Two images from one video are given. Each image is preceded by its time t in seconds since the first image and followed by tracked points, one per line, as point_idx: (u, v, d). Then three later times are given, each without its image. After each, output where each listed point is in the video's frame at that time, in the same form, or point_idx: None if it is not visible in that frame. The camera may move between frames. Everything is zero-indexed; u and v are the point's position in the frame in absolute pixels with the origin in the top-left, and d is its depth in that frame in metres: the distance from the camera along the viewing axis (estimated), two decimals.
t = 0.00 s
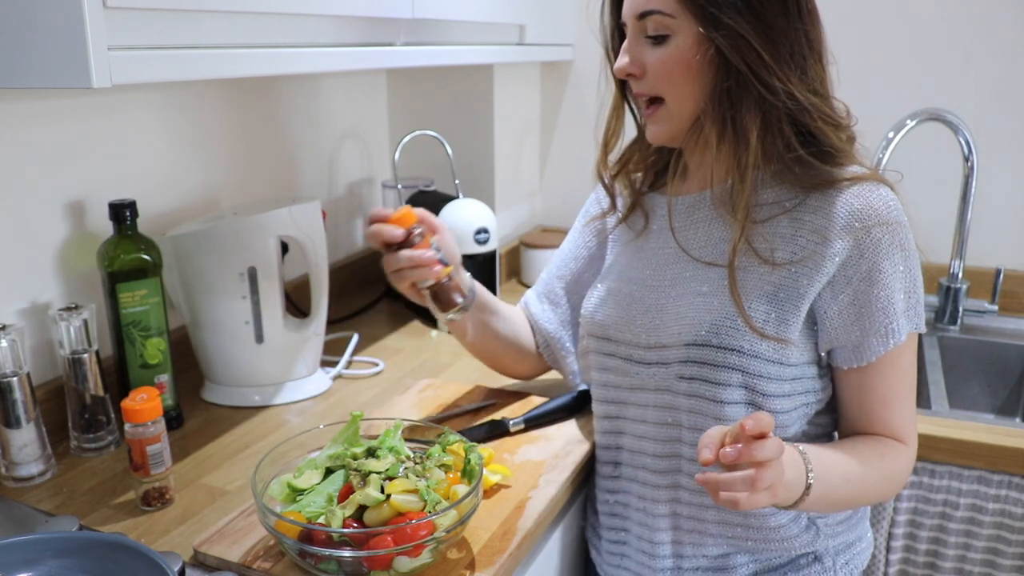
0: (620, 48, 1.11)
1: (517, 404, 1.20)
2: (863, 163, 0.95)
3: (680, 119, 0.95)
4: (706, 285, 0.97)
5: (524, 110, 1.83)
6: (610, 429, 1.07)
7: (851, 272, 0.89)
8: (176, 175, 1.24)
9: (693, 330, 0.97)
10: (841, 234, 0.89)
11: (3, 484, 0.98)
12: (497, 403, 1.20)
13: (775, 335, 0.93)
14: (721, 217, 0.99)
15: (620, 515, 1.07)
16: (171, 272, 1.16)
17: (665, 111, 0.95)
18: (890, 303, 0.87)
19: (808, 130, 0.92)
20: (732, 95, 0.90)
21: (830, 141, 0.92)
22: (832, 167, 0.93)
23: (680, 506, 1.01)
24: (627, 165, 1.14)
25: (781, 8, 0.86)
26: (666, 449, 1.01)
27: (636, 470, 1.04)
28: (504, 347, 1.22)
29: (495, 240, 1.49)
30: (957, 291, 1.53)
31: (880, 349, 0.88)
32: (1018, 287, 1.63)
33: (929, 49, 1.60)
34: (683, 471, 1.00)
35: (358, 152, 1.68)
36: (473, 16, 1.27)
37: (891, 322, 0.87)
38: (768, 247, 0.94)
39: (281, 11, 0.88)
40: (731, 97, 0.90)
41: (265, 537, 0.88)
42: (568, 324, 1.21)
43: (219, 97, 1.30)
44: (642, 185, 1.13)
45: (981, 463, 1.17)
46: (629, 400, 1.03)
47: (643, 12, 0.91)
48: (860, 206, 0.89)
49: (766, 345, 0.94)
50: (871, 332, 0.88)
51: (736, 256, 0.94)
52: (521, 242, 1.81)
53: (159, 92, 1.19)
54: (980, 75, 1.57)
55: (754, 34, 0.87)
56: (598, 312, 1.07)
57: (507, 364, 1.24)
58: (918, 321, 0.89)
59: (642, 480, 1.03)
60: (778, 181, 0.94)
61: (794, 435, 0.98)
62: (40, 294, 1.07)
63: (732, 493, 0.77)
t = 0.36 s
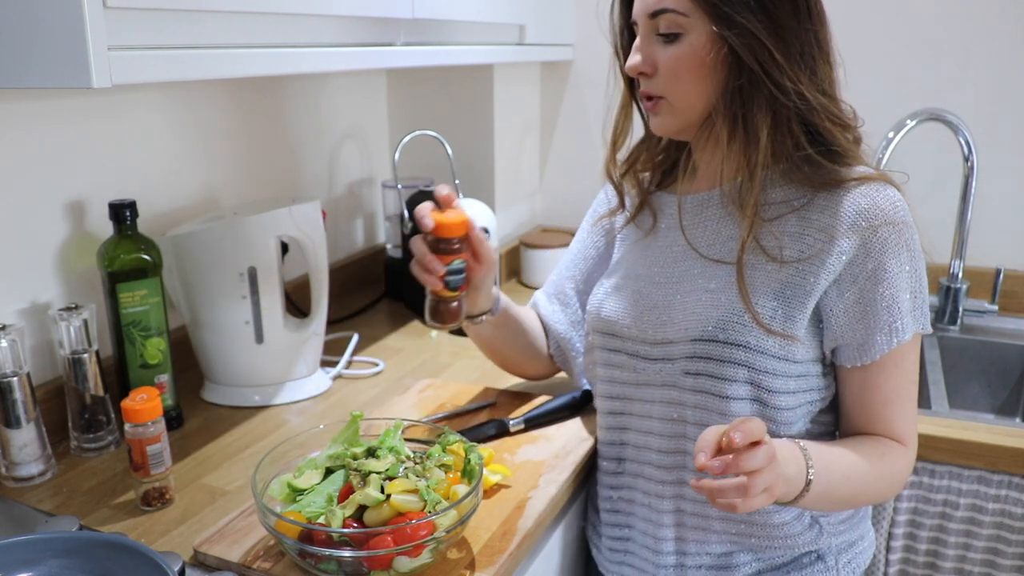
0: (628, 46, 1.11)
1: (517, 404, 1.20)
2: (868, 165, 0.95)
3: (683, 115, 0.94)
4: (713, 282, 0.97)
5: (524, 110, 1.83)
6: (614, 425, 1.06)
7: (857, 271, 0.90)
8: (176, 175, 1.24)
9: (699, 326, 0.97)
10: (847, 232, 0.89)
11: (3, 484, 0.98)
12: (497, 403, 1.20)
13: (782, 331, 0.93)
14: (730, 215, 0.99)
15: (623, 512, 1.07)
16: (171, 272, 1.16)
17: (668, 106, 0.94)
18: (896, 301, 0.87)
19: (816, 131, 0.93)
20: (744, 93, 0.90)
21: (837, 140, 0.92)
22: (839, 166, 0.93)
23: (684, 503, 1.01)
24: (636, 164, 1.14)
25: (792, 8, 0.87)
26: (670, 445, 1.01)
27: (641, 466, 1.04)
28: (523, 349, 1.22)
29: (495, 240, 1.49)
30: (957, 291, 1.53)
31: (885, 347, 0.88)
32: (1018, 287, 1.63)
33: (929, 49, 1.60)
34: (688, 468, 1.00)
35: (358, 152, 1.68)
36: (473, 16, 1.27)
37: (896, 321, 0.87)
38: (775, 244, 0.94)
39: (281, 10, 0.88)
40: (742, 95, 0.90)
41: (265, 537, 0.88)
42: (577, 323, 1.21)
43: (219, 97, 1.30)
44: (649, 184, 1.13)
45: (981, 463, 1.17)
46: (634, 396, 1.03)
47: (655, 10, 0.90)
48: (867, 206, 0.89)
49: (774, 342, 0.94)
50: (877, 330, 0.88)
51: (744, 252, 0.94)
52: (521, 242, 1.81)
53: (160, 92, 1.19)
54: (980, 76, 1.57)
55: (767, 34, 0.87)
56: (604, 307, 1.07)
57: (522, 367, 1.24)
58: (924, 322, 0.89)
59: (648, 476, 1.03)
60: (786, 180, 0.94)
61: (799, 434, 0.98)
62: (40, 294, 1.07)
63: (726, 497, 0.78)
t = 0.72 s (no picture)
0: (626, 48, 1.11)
1: (517, 404, 1.20)
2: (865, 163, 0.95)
3: (681, 117, 0.95)
4: (712, 282, 0.97)
5: (524, 110, 1.83)
6: (613, 424, 1.06)
7: (854, 271, 0.90)
8: (176, 175, 1.24)
9: (698, 325, 0.97)
10: (845, 232, 0.89)
11: (3, 484, 0.98)
12: (497, 403, 1.20)
13: (779, 331, 0.93)
14: (728, 214, 0.99)
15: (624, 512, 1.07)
16: (171, 272, 1.16)
17: (665, 107, 0.95)
18: (894, 302, 0.87)
19: (812, 130, 0.92)
20: (737, 92, 0.90)
21: (834, 139, 0.92)
22: (836, 165, 0.93)
23: (685, 502, 1.01)
24: (634, 166, 1.14)
25: (785, 7, 0.86)
26: (670, 443, 1.01)
27: (642, 465, 1.04)
28: (525, 347, 1.24)
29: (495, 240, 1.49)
30: (957, 291, 1.53)
31: (883, 347, 0.88)
32: (1018, 286, 1.63)
33: (929, 49, 1.60)
34: (688, 467, 1.00)
35: (358, 152, 1.68)
36: (473, 16, 1.28)
37: (894, 321, 0.87)
38: (773, 244, 0.94)
39: (282, 10, 0.88)
40: (736, 95, 0.90)
41: (265, 537, 0.88)
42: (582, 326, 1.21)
43: (218, 97, 1.30)
44: (647, 184, 1.12)
45: (980, 463, 1.17)
46: (633, 395, 1.03)
47: (649, 11, 0.91)
48: (863, 206, 0.89)
49: (772, 342, 0.94)
50: (875, 330, 0.88)
51: (742, 252, 0.94)
52: (521, 242, 1.81)
53: (160, 92, 1.19)
54: (980, 75, 1.57)
55: (759, 33, 0.87)
56: (603, 307, 1.07)
57: (524, 364, 1.25)
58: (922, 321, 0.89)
59: (647, 475, 1.03)
60: (783, 179, 0.94)
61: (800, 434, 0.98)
62: (40, 294, 1.07)
63: (735, 519, 0.79)
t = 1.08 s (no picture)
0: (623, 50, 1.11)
1: (517, 404, 1.20)
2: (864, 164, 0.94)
3: (676, 121, 0.95)
4: (710, 282, 0.98)
5: (524, 110, 1.83)
6: (613, 423, 1.07)
7: (849, 271, 0.89)
8: (175, 176, 1.24)
9: (695, 325, 0.97)
10: (840, 232, 0.89)
11: (3, 484, 0.98)
12: (497, 403, 1.20)
13: (775, 330, 0.93)
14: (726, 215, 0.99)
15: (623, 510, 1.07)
16: (171, 272, 1.16)
17: (662, 110, 0.95)
18: (888, 301, 0.87)
19: (809, 133, 0.92)
20: (728, 96, 0.90)
21: (830, 141, 0.92)
22: (833, 166, 0.93)
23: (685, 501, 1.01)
24: (634, 167, 1.15)
25: (775, 11, 0.86)
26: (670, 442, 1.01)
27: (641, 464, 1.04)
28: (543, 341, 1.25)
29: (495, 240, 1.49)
30: (957, 291, 1.53)
31: (876, 348, 0.88)
32: (1018, 287, 1.63)
33: (930, 49, 1.60)
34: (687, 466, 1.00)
35: (358, 152, 1.68)
36: (473, 16, 1.27)
37: (887, 321, 0.87)
38: (769, 244, 0.94)
39: (282, 10, 0.88)
40: (728, 101, 0.91)
41: (265, 537, 0.88)
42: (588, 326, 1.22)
43: (218, 97, 1.30)
44: (647, 185, 1.13)
45: (981, 463, 1.17)
46: (631, 395, 1.04)
47: (640, 19, 0.91)
48: (859, 206, 0.89)
49: (768, 342, 0.94)
50: (868, 329, 0.88)
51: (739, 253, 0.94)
52: (521, 242, 1.81)
53: (159, 92, 1.19)
54: (981, 76, 1.57)
55: (748, 39, 0.87)
56: (602, 307, 1.07)
57: (540, 357, 1.26)
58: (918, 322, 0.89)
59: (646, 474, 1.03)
60: (780, 180, 0.95)
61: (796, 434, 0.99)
62: (40, 294, 1.07)
63: (671, 490, 0.80)
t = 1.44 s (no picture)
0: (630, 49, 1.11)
1: (517, 404, 1.20)
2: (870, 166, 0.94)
3: (687, 117, 0.94)
4: (713, 282, 0.98)
5: (524, 110, 1.83)
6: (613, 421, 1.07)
7: (849, 271, 0.89)
8: (175, 176, 1.24)
9: (697, 324, 0.97)
10: (841, 232, 0.89)
11: (3, 484, 0.98)
12: (497, 403, 1.20)
13: (776, 330, 0.93)
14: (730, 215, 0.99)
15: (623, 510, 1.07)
16: (171, 272, 1.16)
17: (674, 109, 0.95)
18: (883, 302, 0.87)
19: (813, 134, 0.92)
20: (737, 95, 0.91)
21: (835, 141, 0.92)
22: (838, 167, 0.92)
23: (686, 501, 1.01)
24: (640, 168, 1.15)
25: (785, 10, 0.86)
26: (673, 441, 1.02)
27: (643, 463, 1.05)
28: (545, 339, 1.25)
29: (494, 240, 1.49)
30: (957, 291, 1.53)
31: (873, 349, 0.87)
32: (1018, 287, 1.63)
33: (930, 49, 1.60)
34: (688, 465, 1.00)
35: (358, 153, 1.68)
36: (473, 16, 1.27)
37: (886, 322, 0.86)
38: (771, 244, 0.94)
39: (282, 10, 0.88)
40: (736, 100, 0.91)
41: (265, 537, 0.88)
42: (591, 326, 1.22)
43: (218, 97, 1.30)
44: (654, 184, 1.13)
45: (981, 463, 1.17)
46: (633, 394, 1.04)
47: (650, 18, 0.91)
48: (860, 206, 0.89)
49: (770, 342, 0.93)
50: (861, 330, 0.88)
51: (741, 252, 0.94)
52: (521, 242, 1.81)
53: (160, 92, 1.19)
54: (981, 76, 1.57)
55: (757, 38, 0.87)
56: (606, 305, 1.07)
57: (544, 356, 1.26)
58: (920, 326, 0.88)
59: (648, 473, 1.04)
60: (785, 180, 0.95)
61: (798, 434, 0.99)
62: (40, 294, 1.07)
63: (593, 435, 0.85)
